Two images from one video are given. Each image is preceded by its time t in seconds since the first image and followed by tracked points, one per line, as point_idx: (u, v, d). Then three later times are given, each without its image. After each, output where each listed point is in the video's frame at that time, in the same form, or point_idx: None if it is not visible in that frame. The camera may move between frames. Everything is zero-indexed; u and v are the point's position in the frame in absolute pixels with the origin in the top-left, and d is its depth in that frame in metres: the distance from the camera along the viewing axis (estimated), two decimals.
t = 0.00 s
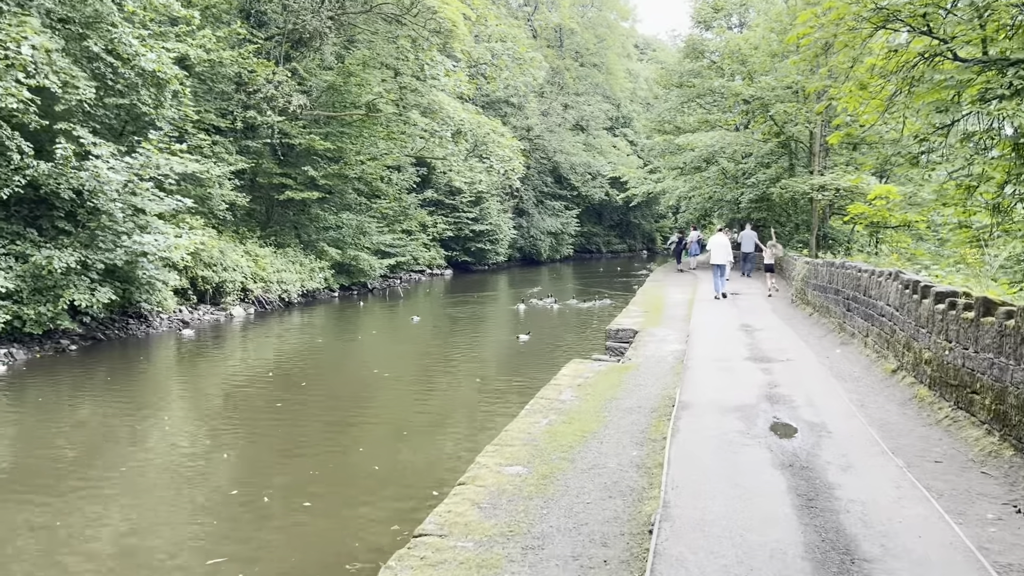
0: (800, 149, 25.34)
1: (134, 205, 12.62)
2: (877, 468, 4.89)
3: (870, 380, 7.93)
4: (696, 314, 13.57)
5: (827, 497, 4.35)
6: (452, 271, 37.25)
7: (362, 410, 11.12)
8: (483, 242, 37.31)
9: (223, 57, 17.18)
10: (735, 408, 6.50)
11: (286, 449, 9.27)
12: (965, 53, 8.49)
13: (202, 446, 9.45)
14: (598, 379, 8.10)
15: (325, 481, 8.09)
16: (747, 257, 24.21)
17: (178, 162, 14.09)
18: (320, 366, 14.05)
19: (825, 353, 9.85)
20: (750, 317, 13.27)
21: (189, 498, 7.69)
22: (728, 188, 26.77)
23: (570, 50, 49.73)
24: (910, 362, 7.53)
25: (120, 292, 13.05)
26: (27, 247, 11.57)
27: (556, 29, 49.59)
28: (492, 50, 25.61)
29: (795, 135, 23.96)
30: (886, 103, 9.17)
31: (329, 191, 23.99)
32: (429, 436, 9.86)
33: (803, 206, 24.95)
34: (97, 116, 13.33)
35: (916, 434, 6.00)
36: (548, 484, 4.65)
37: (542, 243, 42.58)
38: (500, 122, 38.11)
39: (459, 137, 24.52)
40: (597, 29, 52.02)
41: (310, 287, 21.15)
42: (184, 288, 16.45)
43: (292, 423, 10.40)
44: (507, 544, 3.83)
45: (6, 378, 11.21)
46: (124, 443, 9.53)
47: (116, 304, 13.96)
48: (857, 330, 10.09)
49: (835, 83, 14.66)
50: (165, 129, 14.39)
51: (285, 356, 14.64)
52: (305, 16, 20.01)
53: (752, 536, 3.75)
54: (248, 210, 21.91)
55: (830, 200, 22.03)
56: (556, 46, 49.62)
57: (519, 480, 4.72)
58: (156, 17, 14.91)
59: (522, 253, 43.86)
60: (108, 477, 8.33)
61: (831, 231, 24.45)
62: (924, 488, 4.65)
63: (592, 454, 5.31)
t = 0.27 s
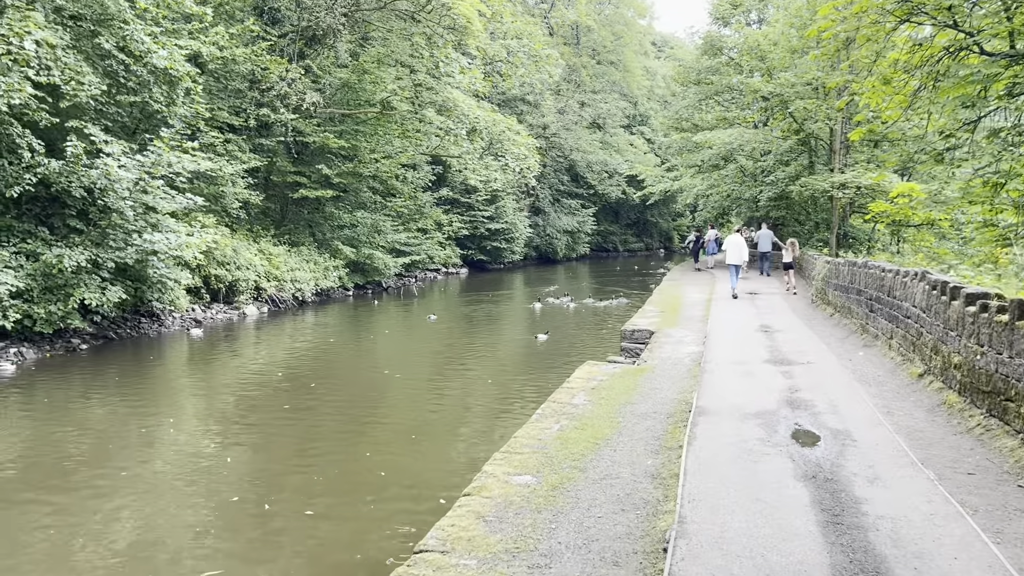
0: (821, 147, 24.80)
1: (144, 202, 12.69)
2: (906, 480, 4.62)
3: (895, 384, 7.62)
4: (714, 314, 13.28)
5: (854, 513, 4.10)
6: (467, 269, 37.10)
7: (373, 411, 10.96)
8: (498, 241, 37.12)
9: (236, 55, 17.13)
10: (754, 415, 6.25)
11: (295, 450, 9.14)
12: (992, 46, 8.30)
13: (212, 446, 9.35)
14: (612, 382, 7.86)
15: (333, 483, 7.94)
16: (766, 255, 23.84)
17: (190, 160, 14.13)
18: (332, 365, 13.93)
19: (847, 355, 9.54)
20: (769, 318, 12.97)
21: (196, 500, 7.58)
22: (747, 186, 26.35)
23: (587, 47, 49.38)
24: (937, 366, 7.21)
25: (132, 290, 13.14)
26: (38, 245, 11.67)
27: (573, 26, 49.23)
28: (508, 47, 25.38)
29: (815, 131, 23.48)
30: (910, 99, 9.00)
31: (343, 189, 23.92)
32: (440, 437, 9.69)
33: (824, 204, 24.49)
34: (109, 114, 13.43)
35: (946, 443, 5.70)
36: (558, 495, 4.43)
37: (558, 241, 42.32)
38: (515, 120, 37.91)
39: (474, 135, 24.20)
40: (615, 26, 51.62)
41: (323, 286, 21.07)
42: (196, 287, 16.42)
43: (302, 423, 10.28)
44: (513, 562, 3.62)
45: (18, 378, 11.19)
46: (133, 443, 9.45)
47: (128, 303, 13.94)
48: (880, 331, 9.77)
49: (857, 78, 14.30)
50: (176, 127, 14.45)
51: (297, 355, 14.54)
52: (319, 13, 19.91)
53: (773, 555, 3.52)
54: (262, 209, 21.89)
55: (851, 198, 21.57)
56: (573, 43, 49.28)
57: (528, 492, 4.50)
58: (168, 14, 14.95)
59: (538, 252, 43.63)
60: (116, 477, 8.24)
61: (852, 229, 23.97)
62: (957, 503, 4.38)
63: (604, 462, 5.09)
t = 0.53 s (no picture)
0: (839, 144, 24.33)
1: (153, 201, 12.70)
2: (932, 494, 4.36)
3: (918, 389, 7.32)
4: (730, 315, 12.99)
5: (876, 531, 3.86)
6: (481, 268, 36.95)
7: (382, 411, 10.81)
8: (512, 239, 36.92)
9: (247, 52, 17.08)
10: (771, 422, 6.00)
11: (302, 451, 9.00)
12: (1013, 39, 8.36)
13: (218, 447, 9.24)
14: (624, 386, 7.64)
15: (338, 485, 7.78)
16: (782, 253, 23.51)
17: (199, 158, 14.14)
18: (342, 365, 13.81)
19: (867, 358, 9.24)
20: (786, 319, 12.66)
21: (199, 501, 7.44)
22: (764, 184, 25.97)
23: (601, 44, 49.04)
24: (962, 371, 6.92)
25: (141, 289, 13.18)
26: (46, 244, 11.76)
27: (588, 23, 48.90)
28: (521, 44, 25.17)
29: (833, 129, 22.89)
30: (931, 94, 9.03)
31: (356, 188, 23.85)
32: (448, 438, 9.51)
33: (842, 202, 24.07)
34: (119, 113, 13.48)
35: (974, 454, 5.42)
36: (563, 509, 4.23)
37: (572, 240, 42.04)
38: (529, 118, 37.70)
39: (487, 132, 24.01)
40: (629, 24, 51.32)
41: (335, 285, 20.98)
42: (207, 286, 16.37)
43: (310, 424, 10.14)
44: None
45: (27, 378, 11.17)
46: (139, 443, 9.36)
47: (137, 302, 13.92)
48: (901, 334, 9.46)
49: (877, 72, 13.97)
50: (186, 125, 14.48)
51: (307, 355, 14.41)
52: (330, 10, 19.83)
53: None
54: (274, 207, 21.84)
55: (870, 196, 21.15)
56: (588, 40, 48.94)
57: (532, 505, 4.30)
58: (179, 11, 14.99)
59: (553, 250, 43.39)
60: (120, 478, 8.14)
61: (871, 228, 23.54)
62: (986, 520, 4.11)
63: (612, 473, 4.87)
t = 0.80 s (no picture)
0: (857, 139, 23.89)
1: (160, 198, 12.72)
2: (955, 505, 4.12)
3: (940, 391, 7.04)
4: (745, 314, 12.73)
5: (896, 544, 3.64)
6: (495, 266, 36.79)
7: (389, 411, 10.67)
8: (526, 237, 36.73)
9: (256, 48, 17.02)
10: (785, 425, 5.77)
11: (306, 450, 8.89)
12: None
13: (223, 446, 9.16)
14: (634, 387, 7.44)
15: (341, 485, 7.65)
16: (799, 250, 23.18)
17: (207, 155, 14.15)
18: (351, 363, 13.70)
19: (887, 358, 8.95)
20: (803, 318, 12.37)
21: (202, 501, 7.35)
22: (780, 180, 25.58)
23: (616, 40, 48.67)
24: (986, 372, 6.63)
25: (149, 287, 13.22)
26: (54, 242, 11.82)
27: (603, 19, 48.55)
28: (534, 39, 24.88)
29: (851, 124, 22.47)
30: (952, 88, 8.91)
31: (368, 185, 23.80)
32: (455, 438, 9.35)
33: (861, 198, 23.63)
34: (128, 110, 13.52)
35: (999, 461, 5.15)
36: (564, 518, 4.06)
37: (587, 237, 41.77)
38: (543, 115, 37.47)
39: (500, 129, 23.82)
40: (645, 19, 50.96)
41: (347, 283, 20.92)
42: (218, 284, 16.34)
43: (316, 423, 10.03)
44: None
45: (36, 376, 11.17)
46: (145, 442, 9.30)
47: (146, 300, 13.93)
48: (921, 333, 9.17)
49: (897, 64, 13.62)
50: (195, 121, 14.48)
51: (316, 353, 14.32)
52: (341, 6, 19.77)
53: None
54: (287, 205, 21.81)
55: (889, 192, 20.72)
56: (603, 36, 48.60)
57: (532, 514, 4.14)
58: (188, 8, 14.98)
59: (567, 248, 43.16)
60: (124, 476, 8.08)
61: (890, 225, 23.09)
62: (1014, 533, 3.87)
63: (618, 480, 4.69)
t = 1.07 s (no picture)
0: (869, 135, 23.51)
1: (160, 196, 12.68)
2: (972, 520, 3.91)
3: (954, 395, 6.81)
4: (754, 313, 12.51)
5: (909, 563, 3.45)
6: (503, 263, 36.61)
7: (391, 410, 10.53)
8: (535, 234, 36.52)
9: (260, 44, 16.92)
10: (793, 431, 5.57)
11: (307, 450, 8.76)
12: None
13: (224, 446, 9.05)
14: (638, 390, 7.26)
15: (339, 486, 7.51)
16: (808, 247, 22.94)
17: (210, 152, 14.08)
18: (356, 362, 13.57)
19: (899, 360, 8.72)
20: (813, 317, 12.13)
21: (200, 501, 7.25)
22: (791, 176, 25.27)
23: (626, 36, 48.31)
24: (1003, 376, 6.40)
25: (151, 284, 13.19)
26: (56, 241, 11.77)
27: (612, 14, 48.18)
28: (542, 35, 24.59)
29: (863, 119, 22.14)
30: (966, 81, 8.93)
31: (374, 182, 23.68)
32: (457, 438, 9.19)
33: (873, 195, 23.27)
34: (131, 108, 13.46)
35: (1017, 470, 4.94)
36: (560, 532, 3.91)
37: (596, 234, 41.52)
38: (551, 111, 37.25)
39: (507, 125, 23.61)
40: (654, 14, 50.56)
41: (353, 281, 20.82)
42: (222, 283, 16.26)
43: (318, 424, 9.91)
44: None
45: (38, 377, 11.12)
46: (145, 442, 9.20)
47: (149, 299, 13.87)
48: (935, 334, 8.93)
49: (909, 57, 13.37)
50: (198, 118, 14.41)
51: (320, 352, 14.21)
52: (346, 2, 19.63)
53: None
54: (293, 202, 21.72)
55: (902, 188, 20.39)
56: (612, 32, 48.25)
57: (527, 527, 3.99)
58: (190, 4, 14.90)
59: (576, 245, 42.93)
60: (123, 476, 7.99)
61: (903, 222, 22.75)
62: None
63: (617, 490, 4.53)
